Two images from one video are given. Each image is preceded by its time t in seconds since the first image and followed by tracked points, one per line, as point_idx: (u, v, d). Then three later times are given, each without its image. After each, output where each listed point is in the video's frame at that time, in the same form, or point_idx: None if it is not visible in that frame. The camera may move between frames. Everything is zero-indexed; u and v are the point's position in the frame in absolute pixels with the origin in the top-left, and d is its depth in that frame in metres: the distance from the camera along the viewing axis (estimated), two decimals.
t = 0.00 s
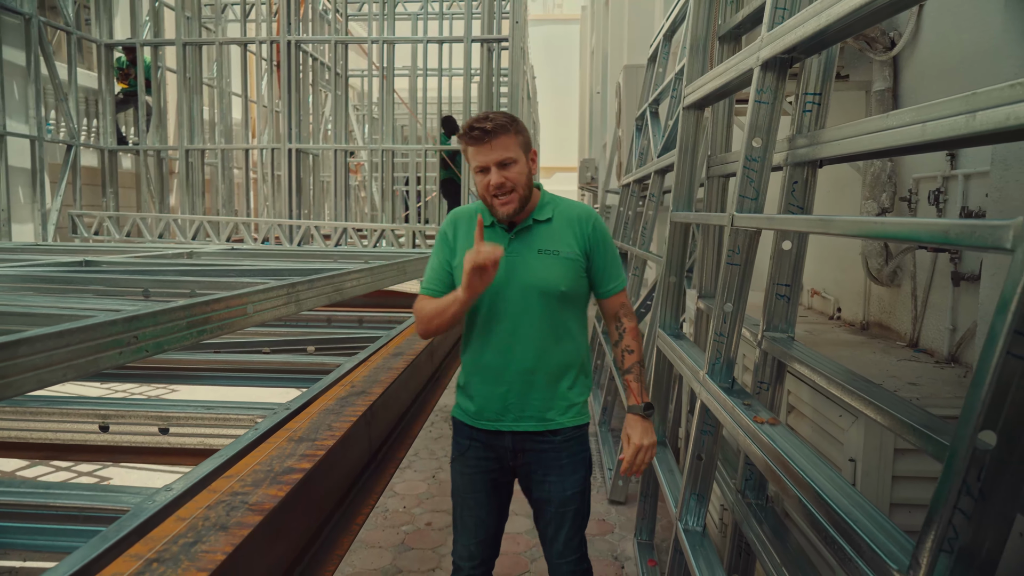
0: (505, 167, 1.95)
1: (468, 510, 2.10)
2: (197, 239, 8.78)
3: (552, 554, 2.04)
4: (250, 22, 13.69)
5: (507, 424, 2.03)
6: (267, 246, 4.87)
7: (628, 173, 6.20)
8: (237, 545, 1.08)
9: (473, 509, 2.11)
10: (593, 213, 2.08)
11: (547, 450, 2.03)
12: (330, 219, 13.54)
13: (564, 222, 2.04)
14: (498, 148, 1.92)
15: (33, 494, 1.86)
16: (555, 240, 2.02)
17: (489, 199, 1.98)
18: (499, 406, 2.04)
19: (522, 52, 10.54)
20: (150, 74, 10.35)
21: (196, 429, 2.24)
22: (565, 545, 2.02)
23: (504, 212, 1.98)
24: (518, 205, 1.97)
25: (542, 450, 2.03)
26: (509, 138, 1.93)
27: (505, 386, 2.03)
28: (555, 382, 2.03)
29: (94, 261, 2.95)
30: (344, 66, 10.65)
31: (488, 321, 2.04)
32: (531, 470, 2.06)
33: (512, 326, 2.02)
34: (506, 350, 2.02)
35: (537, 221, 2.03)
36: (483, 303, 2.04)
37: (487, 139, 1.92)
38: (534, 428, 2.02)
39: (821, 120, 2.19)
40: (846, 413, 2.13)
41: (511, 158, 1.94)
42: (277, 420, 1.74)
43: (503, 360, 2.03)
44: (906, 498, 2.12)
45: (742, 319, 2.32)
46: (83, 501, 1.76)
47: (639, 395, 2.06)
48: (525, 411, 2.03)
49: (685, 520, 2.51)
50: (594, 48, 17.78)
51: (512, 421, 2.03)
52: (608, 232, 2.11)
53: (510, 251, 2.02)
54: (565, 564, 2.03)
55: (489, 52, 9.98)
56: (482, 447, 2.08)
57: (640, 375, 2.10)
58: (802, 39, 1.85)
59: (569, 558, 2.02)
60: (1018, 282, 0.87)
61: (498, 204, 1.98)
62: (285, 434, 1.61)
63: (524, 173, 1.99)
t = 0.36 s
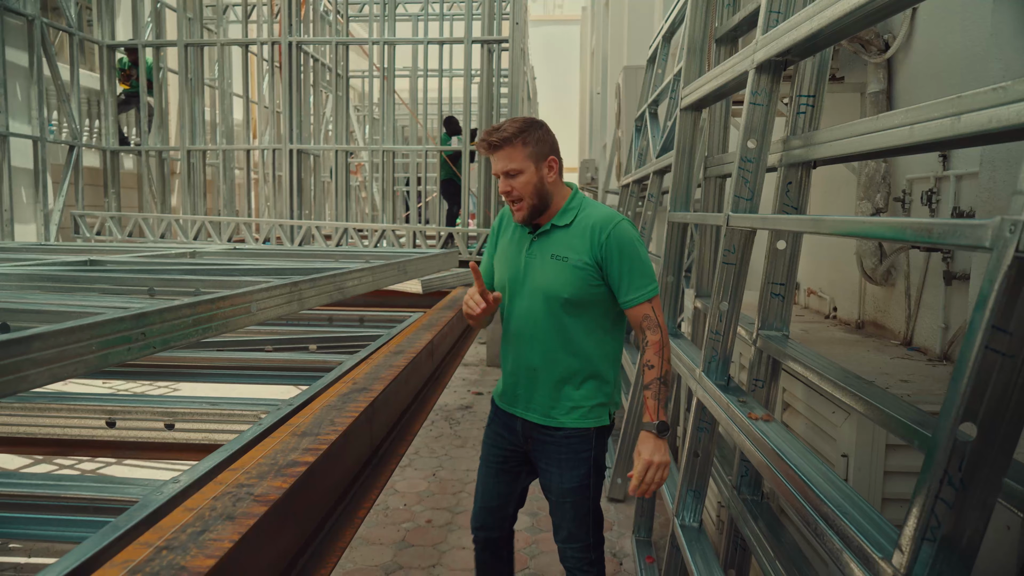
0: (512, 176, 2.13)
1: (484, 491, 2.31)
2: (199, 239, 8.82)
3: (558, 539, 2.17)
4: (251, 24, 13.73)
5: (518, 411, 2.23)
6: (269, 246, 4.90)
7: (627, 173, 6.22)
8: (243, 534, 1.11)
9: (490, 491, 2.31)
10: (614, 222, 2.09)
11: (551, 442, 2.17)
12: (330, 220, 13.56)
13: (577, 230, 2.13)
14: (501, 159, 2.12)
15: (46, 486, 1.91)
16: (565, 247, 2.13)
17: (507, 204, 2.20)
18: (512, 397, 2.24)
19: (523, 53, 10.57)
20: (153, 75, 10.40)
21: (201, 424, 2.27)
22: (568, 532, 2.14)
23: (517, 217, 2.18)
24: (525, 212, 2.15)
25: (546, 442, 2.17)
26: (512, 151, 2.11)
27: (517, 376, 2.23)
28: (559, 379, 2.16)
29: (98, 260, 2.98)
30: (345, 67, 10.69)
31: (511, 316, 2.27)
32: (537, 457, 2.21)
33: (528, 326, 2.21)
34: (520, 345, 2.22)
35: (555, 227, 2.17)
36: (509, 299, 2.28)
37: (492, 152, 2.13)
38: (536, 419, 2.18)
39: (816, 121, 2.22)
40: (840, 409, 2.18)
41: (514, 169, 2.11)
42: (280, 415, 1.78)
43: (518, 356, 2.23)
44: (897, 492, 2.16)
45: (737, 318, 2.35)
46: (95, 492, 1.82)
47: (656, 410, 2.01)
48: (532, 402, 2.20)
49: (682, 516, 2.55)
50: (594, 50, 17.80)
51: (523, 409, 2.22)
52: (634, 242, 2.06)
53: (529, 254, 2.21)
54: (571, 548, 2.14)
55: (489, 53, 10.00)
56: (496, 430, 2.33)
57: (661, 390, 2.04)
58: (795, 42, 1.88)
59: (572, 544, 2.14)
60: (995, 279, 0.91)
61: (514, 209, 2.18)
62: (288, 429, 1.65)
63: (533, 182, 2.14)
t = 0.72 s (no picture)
0: (518, 174, 2.41)
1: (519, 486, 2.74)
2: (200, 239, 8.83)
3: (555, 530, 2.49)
4: (252, 24, 13.73)
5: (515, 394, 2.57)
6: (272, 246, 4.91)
7: (628, 173, 6.24)
8: (249, 528, 1.13)
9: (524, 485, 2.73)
10: (589, 223, 2.29)
11: (545, 434, 2.47)
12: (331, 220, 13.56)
13: (559, 227, 2.38)
14: (508, 159, 2.39)
15: (54, 482, 1.92)
16: (549, 243, 2.39)
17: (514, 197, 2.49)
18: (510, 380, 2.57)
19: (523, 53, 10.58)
20: (154, 75, 10.42)
21: (205, 421, 2.28)
22: (566, 522, 2.45)
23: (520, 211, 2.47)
24: (527, 207, 2.43)
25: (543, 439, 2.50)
26: (521, 150, 2.38)
27: (515, 361, 2.55)
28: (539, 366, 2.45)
29: (102, 260, 2.99)
30: (346, 67, 10.70)
31: (514, 306, 2.59)
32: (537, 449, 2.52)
33: (525, 315, 2.52)
34: (517, 332, 2.54)
35: (547, 223, 2.44)
36: (516, 291, 2.60)
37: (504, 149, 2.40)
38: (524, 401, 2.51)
39: (816, 121, 2.23)
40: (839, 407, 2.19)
41: (520, 168, 2.39)
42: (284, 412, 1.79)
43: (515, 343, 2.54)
44: (896, 490, 2.17)
45: (738, 316, 2.36)
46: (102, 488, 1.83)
47: (534, 391, 2.21)
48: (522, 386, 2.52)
49: (683, 514, 2.56)
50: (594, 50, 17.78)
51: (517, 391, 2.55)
52: (599, 246, 2.24)
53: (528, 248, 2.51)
54: (566, 540, 2.45)
55: (490, 53, 10.01)
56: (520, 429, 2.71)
57: (551, 378, 2.18)
58: (795, 42, 1.90)
59: (568, 537, 2.45)
60: (992, 275, 0.92)
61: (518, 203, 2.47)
62: (292, 426, 1.66)
63: (537, 180, 2.40)
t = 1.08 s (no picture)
0: (512, 167, 2.61)
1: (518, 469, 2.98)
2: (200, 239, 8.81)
3: (542, 516, 2.69)
4: (252, 24, 13.70)
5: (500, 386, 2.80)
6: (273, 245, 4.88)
7: (629, 173, 6.21)
8: (250, 532, 1.10)
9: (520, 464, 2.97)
10: (557, 218, 2.48)
11: (534, 421, 2.69)
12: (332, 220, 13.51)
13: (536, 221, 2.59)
14: (505, 153, 2.58)
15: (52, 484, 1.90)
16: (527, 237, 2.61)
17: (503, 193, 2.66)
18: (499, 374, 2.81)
19: (525, 53, 10.54)
20: (155, 75, 10.40)
21: (204, 422, 2.25)
22: (551, 507, 2.65)
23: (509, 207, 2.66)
24: (517, 202, 2.63)
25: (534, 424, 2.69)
26: (515, 147, 2.57)
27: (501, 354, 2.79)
28: (518, 354, 2.69)
29: (101, 259, 2.97)
30: (347, 67, 10.68)
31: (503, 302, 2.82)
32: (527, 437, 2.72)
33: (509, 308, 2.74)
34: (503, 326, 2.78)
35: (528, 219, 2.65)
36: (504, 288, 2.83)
37: (499, 145, 2.59)
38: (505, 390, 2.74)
39: (823, 118, 2.22)
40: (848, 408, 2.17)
41: (516, 160, 2.59)
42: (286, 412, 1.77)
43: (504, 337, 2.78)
44: (906, 492, 2.15)
45: (744, 316, 2.33)
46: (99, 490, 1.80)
47: (456, 348, 2.15)
48: (505, 375, 2.75)
49: (688, 516, 2.53)
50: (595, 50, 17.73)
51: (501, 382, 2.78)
52: (559, 236, 2.41)
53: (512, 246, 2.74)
54: (554, 528, 2.66)
55: (492, 52, 9.98)
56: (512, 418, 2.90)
57: (474, 340, 2.18)
58: (802, 38, 1.88)
59: (553, 524, 2.65)
60: (1011, 273, 0.90)
61: (507, 199, 2.66)
62: (293, 427, 1.63)
63: (529, 175, 2.61)
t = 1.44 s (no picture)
0: (510, 165, 2.51)
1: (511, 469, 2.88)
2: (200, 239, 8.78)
3: (526, 510, 2.57)
4: (253, 23, 13.66)
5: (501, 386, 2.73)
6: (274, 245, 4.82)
7: (632, 172, 6.16)
8: (250, 545, 1.05)
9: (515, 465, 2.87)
10: (546, 216, 2.37)
11: (530, 413, 2.61)
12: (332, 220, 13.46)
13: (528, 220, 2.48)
14: (503, 150, 2.48)
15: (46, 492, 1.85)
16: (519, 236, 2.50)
17: (498, 193, 2.55)
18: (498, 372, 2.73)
19: (526, 52, 10.48)
20: (155, 74, 10.36)
21: (205, 427, 2.21)
22: (535, 500, 2.54)
23: (507, 205, 2.54)
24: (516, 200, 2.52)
25: (528, 415, 2.61)
26: (513, 143, 2.47)
27: (499, 354, 2.71)
28: (519, 355, 2.62)
29: (100, 259, 2.93)
30: (348, 66, 10.63)
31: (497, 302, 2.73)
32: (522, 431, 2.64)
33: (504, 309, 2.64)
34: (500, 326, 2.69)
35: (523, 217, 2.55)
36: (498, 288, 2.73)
37: (495, 142, 2.48)
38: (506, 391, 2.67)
39: (836, 116, 2.17)
40: (863, 411, 2.12)
41: (515, 158, 2.50)
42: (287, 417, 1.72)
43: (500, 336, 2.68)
44: (924, 497, 2.10)
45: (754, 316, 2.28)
46: (93, 499, 1.76)
47: (454, 350, 2.06)
48: (506, 376, 2.67)
49: (696, 521, 2.48)
50: (597, 49, 17.64)
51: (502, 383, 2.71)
52: (549, 233, 2.30)
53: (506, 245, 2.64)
54: (535, 523, 2.54)
55: (494, 51, 9.92)
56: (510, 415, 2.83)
57: (472, 340, 2.08)
58: (815, 32, 1.82)
59: (536, 517, 2.53)
60: None
61: (504, 197, 2.54)
62: (295, 432, 1.59)
63: (526, 173, 2.52)
